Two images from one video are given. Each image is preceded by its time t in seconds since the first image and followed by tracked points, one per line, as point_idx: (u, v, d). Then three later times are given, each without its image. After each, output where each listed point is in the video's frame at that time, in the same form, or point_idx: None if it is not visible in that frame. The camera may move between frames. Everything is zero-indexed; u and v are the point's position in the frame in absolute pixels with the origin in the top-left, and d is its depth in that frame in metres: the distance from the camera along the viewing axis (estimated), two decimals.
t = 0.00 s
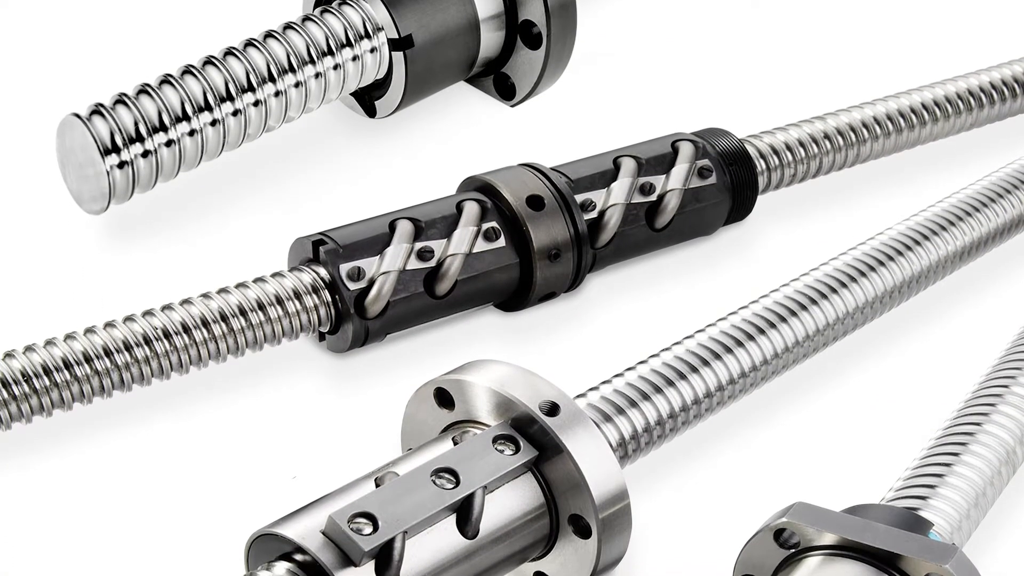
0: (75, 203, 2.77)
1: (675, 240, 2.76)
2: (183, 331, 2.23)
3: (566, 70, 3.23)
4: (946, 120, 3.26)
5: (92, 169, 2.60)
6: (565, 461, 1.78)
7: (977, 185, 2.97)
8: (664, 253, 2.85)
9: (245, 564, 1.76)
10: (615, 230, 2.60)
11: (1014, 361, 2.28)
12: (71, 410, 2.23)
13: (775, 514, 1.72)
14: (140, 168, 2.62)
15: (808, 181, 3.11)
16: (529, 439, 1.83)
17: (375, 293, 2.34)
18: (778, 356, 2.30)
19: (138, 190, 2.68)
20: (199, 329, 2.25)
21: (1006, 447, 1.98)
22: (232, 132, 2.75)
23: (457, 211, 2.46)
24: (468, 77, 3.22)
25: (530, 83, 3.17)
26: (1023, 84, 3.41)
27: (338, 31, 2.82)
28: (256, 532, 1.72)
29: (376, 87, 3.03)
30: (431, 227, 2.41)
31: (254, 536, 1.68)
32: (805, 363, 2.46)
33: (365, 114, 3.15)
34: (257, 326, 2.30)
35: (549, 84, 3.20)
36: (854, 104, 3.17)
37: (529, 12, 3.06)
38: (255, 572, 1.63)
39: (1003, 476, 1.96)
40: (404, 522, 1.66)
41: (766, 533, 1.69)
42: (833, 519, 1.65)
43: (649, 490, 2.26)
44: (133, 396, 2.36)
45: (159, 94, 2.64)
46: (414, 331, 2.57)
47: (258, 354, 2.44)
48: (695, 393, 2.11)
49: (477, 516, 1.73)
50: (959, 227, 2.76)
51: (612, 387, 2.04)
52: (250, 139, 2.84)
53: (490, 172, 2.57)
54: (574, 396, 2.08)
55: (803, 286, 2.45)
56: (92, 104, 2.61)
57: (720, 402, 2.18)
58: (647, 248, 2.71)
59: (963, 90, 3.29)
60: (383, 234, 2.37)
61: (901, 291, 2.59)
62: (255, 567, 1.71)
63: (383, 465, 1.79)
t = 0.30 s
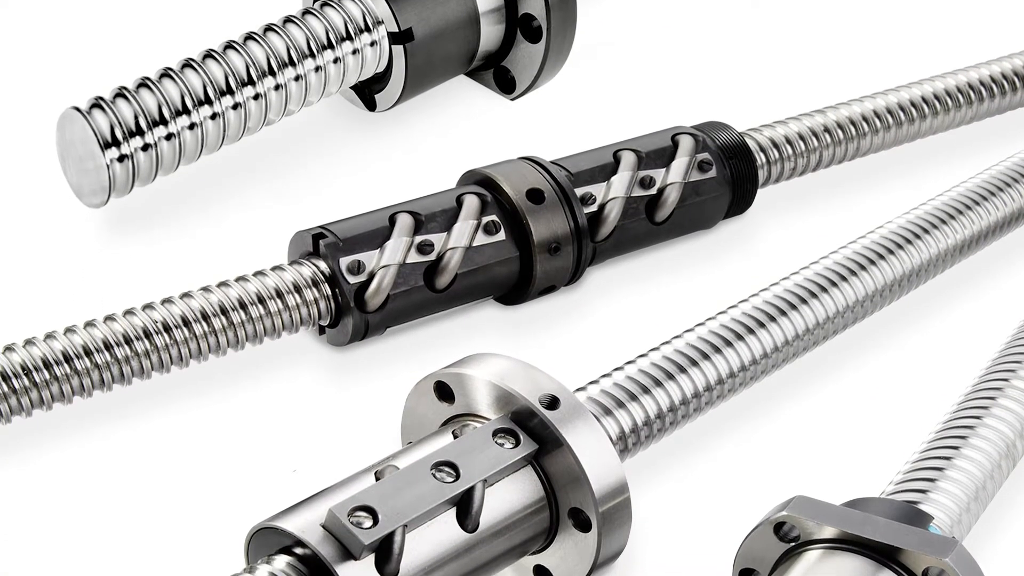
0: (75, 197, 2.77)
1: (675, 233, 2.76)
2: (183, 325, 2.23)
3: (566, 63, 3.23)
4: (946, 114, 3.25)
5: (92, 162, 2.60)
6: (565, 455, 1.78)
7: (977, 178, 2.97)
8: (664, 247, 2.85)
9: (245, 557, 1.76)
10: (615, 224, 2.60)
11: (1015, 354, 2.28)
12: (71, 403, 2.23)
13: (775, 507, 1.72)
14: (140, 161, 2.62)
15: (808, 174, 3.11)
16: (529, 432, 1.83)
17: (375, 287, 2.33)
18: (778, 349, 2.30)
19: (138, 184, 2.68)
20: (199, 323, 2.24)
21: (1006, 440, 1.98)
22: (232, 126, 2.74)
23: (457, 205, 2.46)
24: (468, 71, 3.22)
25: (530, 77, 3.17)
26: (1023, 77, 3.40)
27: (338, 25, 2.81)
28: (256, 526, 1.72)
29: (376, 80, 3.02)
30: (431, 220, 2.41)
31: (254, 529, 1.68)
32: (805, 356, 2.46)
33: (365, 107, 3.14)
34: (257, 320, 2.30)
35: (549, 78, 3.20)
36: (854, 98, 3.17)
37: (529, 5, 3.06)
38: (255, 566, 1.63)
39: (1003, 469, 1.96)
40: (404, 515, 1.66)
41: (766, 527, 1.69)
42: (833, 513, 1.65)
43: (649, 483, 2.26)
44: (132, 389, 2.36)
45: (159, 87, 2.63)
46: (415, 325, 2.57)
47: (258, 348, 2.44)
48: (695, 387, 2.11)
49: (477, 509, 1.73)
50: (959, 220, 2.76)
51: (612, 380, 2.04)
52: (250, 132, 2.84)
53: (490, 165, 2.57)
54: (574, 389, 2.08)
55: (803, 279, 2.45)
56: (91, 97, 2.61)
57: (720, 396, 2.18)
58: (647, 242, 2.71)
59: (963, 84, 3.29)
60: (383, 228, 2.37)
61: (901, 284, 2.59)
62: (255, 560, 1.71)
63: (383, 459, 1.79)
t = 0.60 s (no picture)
0: (75, 190, 2.77)
1: (675, 227, 2.75)
2: (183, 318, 2.23)
3: (566, 57, 3.22)
4: (946, 107, 3.25)
5: (92, 156, 2.59)
6: (565, 449, 1.78)
7: (977, 172, 2.97)
8: (664, 240, 2.85)
9: (245, 551, 1.77)
10: (616, 217, 2.60)
11: (1015, 348, 2.28)
12: (71, 397, 2.23)
13: (775, 501, 1.72)
14: (140, 155, 2.61)
15: (808, 168, 3.10)
16: (529, 426, 1.82)
17: (375, 280, 2.33)
18: (779, 343, 2.30)
19: (138, 177, 2.67)
20: (199, 316, 2.24)
21: (1006, 434, 1.98)
22: (232, 119, 2.74)
23: (457, 198, 2.45)
24: (468, 64, 3.21)
25: (530, 70, 3.16)
26: (1023, 71, 3.40)
27: (338, 19, 2.81)
28: (256, 519, 1.72)
29: (376, 74, 3.02)
30: (431, 214, 2.41)
31: (254, 523, 1.68)
32: (804, 350, 2.46)
33: (365, 101, 3.14)
34: (257, 313, 2.30)
35: (549, 72, 3.19)
36: (854, 91, 3.17)
37: None
38: (255, 559, 1.63)
39: (1003, 463, 1.96)
40: (403, 509, 1.66)
41: (766, 521, 1.69)
42: (833, 506, 1.65)
43: (649, 477, 2.26)
44: (132, 383, 2.36)
45: (159, 81, 2.63)
46: (415, 318, 2.57)
47: (258, 341, 2.43)
48: (695, 380, 2.11)
49: (477, 503, 1.73)
50: (960, 214, 2.76)
51: (612, 374, 2.03)
52: (249, 126, 2.83)
53: (490, 159, 2.56)
54: (574, 382, 2.08)
55: (803, 273, 2.45)
56: (92, 91, 2.61)
57: (720, 390, 2.18)
58: (647, 235, 2.71)
59: (962, 77, 3.29)
60: (383, 221, 2.37)
61: (901, 277, 2.58)
62: (255, 553, 1.71)
63: (383, 452, 1.79)
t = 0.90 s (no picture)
0: (75, 183, 2.76)
1: (675, 220, 2.75)
2: (183, 312, 2.23)
3: (566, 50, 3.22)
4: (946, 101, 3.24)
5: (92, 149, 2.59)
6: (565, 442, 1.78)
7: (977, 165, 2.97)
8: (664, 234, 2.85)
9: (245, 545, 1.77)
10: (616, 210, 2.59)
11: (1015, 341, 2.28)
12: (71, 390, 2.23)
13: (774, 495, 1.72)
14: (141, 148, 2.61)
15: (808, 161, 3.10)
16: (529, 419, 1.82)
17: (375, 274, 2.33)
18: (778, 336, 2.29)
19: (138, 171, 2.67)
20: (199, 310, 2.24)
21: (1007, 428, 1.98)
22: (232, 113, 2.74)
23: (457, 192, 2.45)
24: (468, 57, 3.21)
25: (530, 64, 3.16)
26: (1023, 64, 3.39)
27: (338, 12, 2.80)
28: (256, 513, 1.72)
29: (376, 67, 3.01)
30: (431, 207, 2.40)
31: (254, 517, 1.68)
32: (804, 343, 2.46)
33: (365, 95, 3.14)
34: (257, 307, 2.30)
35: (549, 65, 3.19)
36: (854, 85, 3.16)
37: None
38: (255, 553, 1.63)
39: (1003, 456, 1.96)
40: (403, 502, 1.66)
41: (766, 514, 1.69)
42: (833, 499, 1.65)
43: (648, 470, 2.26)
44: (132, 376, 2.36)
45: (159, 74, 2.63)
46: (414, 312, 2.57)
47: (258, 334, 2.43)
48: (695, 373, 2.11)
49: (477, 496, 1.73)
50: (960, 207, 2.75)
51: (612, 367, 2.03)
52: (249, 120, 2.83)
53: (490, 152, 2.56)
54: (574, 376, 2.08)
55: (803, 266, 2.45)
56: (92, 84, 2.60)
57: (720, 383, 2.18)
58: (647, 229, 2.71)
59: (963, 71, 3.28)
60: (383, 215, 2.36)
61: (901, 271, 2.58)
62: (255, 547, 1.72)
63: (383, 445, 1.79)
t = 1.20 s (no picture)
0: (75, 177, 2.76)
1: (675, 214, 2.75)
2: (183, 305, 2.23)
3: (566, 44, 3.22)
4: (946, 94, 3.24)
5: (92, 143, 2.59)
6: (565, 436, 1.78)
7: (977, 159, 2.96)
8: (664, 227, 2.84)
9: (244, 538, 1.77)
10: (616, 204, 2.59)
11: (1015, 334, 2.28)
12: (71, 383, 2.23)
13: (775, 488, 1.72)
14: (141, 142, 2.61)
15: (808, 155, 3.10)
16: (529, 413, 1.82)
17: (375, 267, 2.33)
18: (779, 330, 2.29)
19: (138, 164, 2.67)
20: (199, 303, 2.24)
21: (1007, 421, 1.98)
22: (232, 106, 2.73)
23: (457, 185, 2.45)
24: (468, 51, 3.21)
25: (530, 57, 3.15)
26: (1023, 58, 3.38)
27: (338, 5, 2.79)
28: (256, 506, 1.72)
29: (376, 61, 3.01)
30: (431, 201, 2.40)
31: (254, 510, 1.68)
32: (804, 337, 2.46)
33: (365, 88, 3.13)
34: (257, 300, 2.30)
35: (549, 58, 3.19)
36: (854, 78, 3.16)
37: None
38: (255, 547, 1.63)
39: (1003, 450, 1.96)
40: (403, 496, 1.66)
41: (766, 508, 1.69)
42: (833, 493, 1.65)
43: (648, 464, 2.26)
44: (132, 369, 2.36)
45: (159, 68, 2.62)
46: (414, 305, 2.56)
47: (258, 328, 2.43)
48: (695, 367, 2.11)
49: (477, 490, 1.73)
50: (960, 201, 2.75)
51: (612, 361, 2.03)
52: (249, 113, 2.83)
53: (490, 146, 2.56)
54: (574, 369, 2.08)
55: (803, 260, 2.44)
56: (92, 78, 2.60)
57: (720, 376, 2.18)
58: (647, 222, 2.70)
59: (963, 64, 3.28)
60: (383, 208, 2.36)
61: (901, 264, 2.58)
62: (255, 541, 1.72)
63: (383, 439, 1.79)
